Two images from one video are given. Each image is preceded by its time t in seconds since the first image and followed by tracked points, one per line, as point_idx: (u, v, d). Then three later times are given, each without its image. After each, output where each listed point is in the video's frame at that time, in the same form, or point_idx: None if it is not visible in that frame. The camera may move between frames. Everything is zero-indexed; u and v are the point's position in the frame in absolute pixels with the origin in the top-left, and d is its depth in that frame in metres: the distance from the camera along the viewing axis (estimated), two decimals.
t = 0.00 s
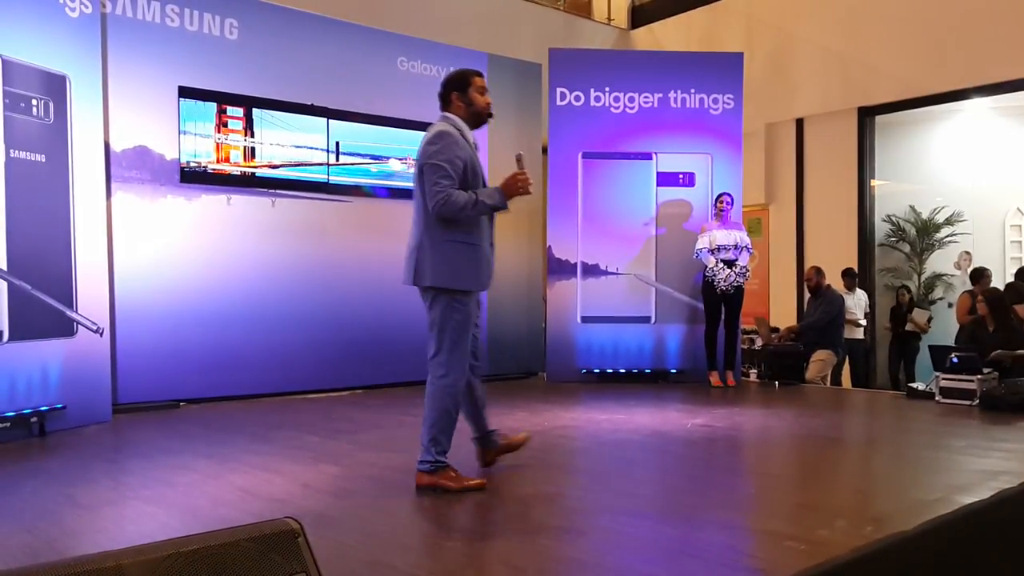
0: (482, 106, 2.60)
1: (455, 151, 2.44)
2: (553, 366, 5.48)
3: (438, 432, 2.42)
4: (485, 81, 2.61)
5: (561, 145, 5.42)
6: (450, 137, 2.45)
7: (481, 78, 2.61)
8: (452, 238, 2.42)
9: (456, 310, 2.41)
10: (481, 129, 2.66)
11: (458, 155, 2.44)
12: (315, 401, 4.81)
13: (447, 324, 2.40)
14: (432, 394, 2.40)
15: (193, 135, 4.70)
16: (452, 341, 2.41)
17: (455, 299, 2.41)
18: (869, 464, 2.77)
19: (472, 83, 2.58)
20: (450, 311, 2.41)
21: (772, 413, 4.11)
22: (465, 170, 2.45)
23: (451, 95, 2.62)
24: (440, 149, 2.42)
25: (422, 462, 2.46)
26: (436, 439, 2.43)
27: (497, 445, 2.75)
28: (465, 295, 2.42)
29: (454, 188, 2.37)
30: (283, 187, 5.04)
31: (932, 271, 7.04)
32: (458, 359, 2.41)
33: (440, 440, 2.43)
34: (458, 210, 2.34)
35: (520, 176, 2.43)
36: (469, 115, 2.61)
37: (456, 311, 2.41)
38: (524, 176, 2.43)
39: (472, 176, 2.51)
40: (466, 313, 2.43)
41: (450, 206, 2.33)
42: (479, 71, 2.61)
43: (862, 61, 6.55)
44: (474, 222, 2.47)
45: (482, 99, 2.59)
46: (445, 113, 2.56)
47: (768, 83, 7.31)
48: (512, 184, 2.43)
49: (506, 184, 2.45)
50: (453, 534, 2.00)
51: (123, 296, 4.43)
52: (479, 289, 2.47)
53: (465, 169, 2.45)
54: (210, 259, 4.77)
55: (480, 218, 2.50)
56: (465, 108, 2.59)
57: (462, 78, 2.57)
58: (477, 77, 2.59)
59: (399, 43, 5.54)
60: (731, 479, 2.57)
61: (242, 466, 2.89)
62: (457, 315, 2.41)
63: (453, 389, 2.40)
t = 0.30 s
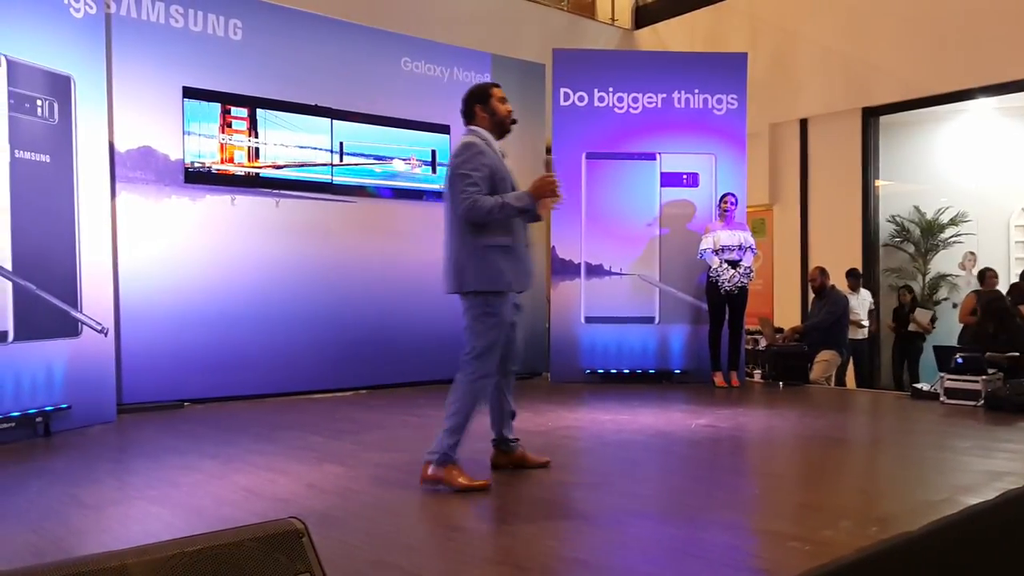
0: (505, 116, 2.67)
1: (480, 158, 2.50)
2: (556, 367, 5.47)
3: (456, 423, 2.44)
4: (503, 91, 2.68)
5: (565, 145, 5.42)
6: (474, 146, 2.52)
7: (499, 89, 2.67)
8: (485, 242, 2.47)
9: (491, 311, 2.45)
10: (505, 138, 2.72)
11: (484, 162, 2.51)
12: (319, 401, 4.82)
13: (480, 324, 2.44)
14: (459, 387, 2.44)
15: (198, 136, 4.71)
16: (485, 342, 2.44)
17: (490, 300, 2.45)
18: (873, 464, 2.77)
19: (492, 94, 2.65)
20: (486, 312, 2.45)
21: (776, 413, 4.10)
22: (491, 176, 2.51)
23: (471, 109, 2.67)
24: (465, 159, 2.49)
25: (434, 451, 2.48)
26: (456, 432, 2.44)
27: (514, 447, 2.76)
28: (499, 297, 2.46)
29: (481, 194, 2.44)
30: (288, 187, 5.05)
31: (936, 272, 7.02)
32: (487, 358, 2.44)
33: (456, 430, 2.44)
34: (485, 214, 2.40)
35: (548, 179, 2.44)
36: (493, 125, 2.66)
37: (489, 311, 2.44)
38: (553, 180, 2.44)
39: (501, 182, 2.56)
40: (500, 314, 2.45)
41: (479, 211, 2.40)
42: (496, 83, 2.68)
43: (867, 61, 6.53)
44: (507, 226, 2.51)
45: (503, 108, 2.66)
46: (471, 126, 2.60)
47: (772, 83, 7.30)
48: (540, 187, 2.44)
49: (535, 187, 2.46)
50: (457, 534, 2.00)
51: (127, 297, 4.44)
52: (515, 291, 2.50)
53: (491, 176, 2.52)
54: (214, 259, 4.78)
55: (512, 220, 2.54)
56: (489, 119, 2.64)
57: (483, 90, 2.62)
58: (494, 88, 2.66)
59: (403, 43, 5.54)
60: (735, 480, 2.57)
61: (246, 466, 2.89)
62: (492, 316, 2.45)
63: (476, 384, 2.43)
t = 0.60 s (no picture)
0: (527, 114, 2.84)
1: (514, 157, 2.69)
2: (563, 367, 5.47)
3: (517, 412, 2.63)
4: (520, 92, 2.86)
5: (572, 145, 5.41)
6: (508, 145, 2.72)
7: (517, 91, 2.85)
8: (525, 238, 2.65)
9: (537, 305, 2.63)
10: (530, 135, 2.89)
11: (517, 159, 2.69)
12: (326, 401, 4.83)
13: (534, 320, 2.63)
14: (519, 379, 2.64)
15: (205, 137, 4.73)
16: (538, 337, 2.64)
17: (534, 294, 2.63)
18: (881, 464, 2.76)
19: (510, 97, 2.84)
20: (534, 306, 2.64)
21: (784, 413, 4.09)
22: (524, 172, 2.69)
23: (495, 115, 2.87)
24: (501, 157, 2.68)
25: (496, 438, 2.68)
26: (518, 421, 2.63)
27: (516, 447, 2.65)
28: (541, 290, 2.63)
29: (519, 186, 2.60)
30: (294, 188, 5.06)
31: (944, 272, 6.97)
32: (543, 352, 2.64)
33: (517, 419, 2.63)
34: (523, 203, 2.55)
35: (580, 159, 2.57)
36: (517, 125, 2.84)
37: (535, 306, 2.63)
38: (583, 159, 2.56)
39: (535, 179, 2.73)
40: (548, 309, 2.64)
41: (517, 201, 2.56)
42: (513, 86, 2.86)
43: (874, 60, 6.51)
44: (541, 221, 2.69)
45: (524, 108, 2.83)
46: (497, 129, 2.80)
47: (779, 83, 7.28)
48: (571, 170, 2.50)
49: (568, 171, 2.58)
50: (463, 534, 2.01)
51: (135, 297, 4.46)
52: (553, 286, 2.68)
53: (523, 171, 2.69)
54: (222, 259, 4.80)
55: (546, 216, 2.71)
56: (513, 121, 2.83)
57: (502, 95, 2.81)
58: (512, 90, 2.84)
59: (409, 45, 5.55)
60: (742, 480, 2.57)
61: (255, 466, 2.90)
62: (541, 311, 2.63)
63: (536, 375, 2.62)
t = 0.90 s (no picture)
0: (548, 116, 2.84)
1: (547, 153, 2.69)
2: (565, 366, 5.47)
3: (583, 413, 2.68)
4: (542, 94, 2.86)
5: (572, 144, 5.41)
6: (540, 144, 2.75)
7: (537, 93, 2.86)
8: (558, 234, 2.68)
9: (570, 301, 2.67)
10: (554, 135, 2.90)
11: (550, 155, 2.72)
12: (327, 401, 4.83)
13: (568, 317, 2.67)
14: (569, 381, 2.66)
15: (207, 137, 4.73)
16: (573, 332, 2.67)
17: (568, 290, 2.67)
18: (881, 465, 2.75)
19: (531, 99, 2.85)
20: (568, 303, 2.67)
21: (785, 413, 4.09)
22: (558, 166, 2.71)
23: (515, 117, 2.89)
24: (535, 153, 2.68)
25: (579, 442, 2.73)
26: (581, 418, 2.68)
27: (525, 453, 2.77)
28: (572, 287, 2.68)
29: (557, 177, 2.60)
30: (296, 188, 5.06)
31: (946, 271, 6.97)
32: (576, 348, 2.67)
33: (590, 419, 2.68)
34: (565, 193, 2.56)
35: (607, 134, 2.53)
36: (539, 127, 2.85)
37: (572, 304, 2.68)
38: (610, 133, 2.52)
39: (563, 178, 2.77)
40: (578, 305, 2.70)
41: (559, 190, 2.56)
42: (534, 87, 2.86)
43: (876, 59, 6.50)
44: (569, 220, 2.73)
45: (544, 109, 2.84)
46: (518, 133, 2.82)
47: (781, 83, 7.27)
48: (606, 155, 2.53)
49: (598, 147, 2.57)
50: (463, 534, 2.01)
51: (137, 297, 4.47)
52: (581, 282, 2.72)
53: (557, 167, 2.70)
54: (224, 260, 4.80)
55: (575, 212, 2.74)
56: (533, 123, 2.84)
57: (521, 98, 2.83)
58: (533, 93, 2.85)
59: (411, 45, 5.55)
60: (743, 480, 2.57)
61: (256, 466, 2.91)
62: (573, 307, 2.68)
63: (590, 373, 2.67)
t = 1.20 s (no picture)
0: (590, 129, 2.92)
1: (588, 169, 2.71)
2: (563, 367, 5.48)
3: (605, 419, 2.75)
4: (589, 107, 2.93)
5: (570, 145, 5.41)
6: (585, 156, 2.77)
7: (585, 104, 2.93)
8: (591, 249, 2.72)
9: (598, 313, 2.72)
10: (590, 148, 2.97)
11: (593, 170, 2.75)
12: (325, 402, 4.83)
13: (594, 327, 2.71)
14: (592, 388, 2.72)
15: (205, 138, 4.73)
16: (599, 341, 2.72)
17: (597, 303, 2.71)
18: (879, 465, 2.76)
19: (579, 109, 2.91)
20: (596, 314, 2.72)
21: (782, 413, 4.09)
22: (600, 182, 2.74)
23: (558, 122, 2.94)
24: (577, 169, 2.70)
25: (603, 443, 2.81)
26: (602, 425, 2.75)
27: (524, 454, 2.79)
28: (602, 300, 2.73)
29: (595, 200, 2.64)
30: (294, 189, 5.06)
31: (943, 272, 6.99)
32: (601, 359, 2.72)
33: (611, 425, 2.76)
34: (601, 218, 2.60)
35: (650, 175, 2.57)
36: (579, 138, 2.92)
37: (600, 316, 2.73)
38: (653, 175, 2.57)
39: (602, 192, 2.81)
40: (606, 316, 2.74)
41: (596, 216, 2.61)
42: (583, 98, 2.93)
43: (874, 60, 6.51)
44: (604, 234, 2.78)
45: (589, 122, 2.91)
46: (560, 139, 2.87)
47: (779, 83, 7.28)
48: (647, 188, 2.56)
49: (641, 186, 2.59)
50: (461, 534, 2.01)
51: (135, 298, 4.46)
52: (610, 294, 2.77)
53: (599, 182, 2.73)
54: (222, 260, 4.80)
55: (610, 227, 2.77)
56: (575, 132, 2.90)
57: (570, 106, 2.88)
58: (582, 104, 2.91)
59: (409, 45, 5.55)
60: (741, 480, 2.57)
61: (254, 467, 2.90)
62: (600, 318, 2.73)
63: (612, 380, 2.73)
